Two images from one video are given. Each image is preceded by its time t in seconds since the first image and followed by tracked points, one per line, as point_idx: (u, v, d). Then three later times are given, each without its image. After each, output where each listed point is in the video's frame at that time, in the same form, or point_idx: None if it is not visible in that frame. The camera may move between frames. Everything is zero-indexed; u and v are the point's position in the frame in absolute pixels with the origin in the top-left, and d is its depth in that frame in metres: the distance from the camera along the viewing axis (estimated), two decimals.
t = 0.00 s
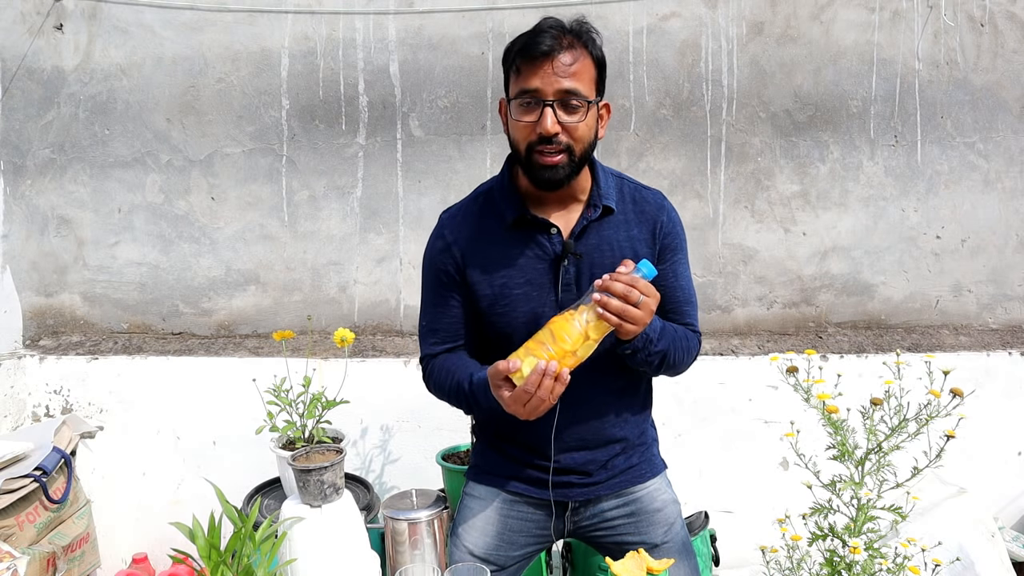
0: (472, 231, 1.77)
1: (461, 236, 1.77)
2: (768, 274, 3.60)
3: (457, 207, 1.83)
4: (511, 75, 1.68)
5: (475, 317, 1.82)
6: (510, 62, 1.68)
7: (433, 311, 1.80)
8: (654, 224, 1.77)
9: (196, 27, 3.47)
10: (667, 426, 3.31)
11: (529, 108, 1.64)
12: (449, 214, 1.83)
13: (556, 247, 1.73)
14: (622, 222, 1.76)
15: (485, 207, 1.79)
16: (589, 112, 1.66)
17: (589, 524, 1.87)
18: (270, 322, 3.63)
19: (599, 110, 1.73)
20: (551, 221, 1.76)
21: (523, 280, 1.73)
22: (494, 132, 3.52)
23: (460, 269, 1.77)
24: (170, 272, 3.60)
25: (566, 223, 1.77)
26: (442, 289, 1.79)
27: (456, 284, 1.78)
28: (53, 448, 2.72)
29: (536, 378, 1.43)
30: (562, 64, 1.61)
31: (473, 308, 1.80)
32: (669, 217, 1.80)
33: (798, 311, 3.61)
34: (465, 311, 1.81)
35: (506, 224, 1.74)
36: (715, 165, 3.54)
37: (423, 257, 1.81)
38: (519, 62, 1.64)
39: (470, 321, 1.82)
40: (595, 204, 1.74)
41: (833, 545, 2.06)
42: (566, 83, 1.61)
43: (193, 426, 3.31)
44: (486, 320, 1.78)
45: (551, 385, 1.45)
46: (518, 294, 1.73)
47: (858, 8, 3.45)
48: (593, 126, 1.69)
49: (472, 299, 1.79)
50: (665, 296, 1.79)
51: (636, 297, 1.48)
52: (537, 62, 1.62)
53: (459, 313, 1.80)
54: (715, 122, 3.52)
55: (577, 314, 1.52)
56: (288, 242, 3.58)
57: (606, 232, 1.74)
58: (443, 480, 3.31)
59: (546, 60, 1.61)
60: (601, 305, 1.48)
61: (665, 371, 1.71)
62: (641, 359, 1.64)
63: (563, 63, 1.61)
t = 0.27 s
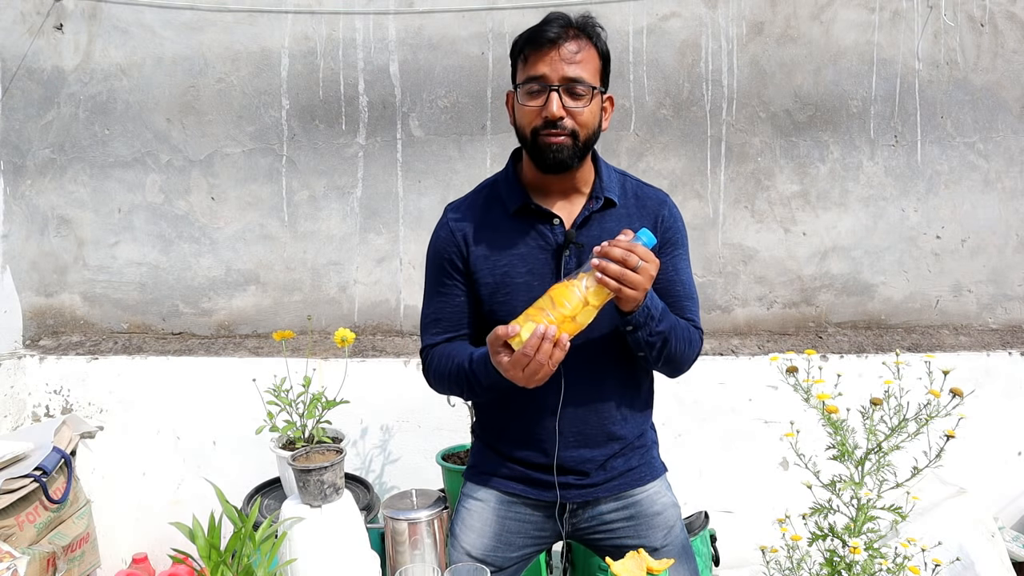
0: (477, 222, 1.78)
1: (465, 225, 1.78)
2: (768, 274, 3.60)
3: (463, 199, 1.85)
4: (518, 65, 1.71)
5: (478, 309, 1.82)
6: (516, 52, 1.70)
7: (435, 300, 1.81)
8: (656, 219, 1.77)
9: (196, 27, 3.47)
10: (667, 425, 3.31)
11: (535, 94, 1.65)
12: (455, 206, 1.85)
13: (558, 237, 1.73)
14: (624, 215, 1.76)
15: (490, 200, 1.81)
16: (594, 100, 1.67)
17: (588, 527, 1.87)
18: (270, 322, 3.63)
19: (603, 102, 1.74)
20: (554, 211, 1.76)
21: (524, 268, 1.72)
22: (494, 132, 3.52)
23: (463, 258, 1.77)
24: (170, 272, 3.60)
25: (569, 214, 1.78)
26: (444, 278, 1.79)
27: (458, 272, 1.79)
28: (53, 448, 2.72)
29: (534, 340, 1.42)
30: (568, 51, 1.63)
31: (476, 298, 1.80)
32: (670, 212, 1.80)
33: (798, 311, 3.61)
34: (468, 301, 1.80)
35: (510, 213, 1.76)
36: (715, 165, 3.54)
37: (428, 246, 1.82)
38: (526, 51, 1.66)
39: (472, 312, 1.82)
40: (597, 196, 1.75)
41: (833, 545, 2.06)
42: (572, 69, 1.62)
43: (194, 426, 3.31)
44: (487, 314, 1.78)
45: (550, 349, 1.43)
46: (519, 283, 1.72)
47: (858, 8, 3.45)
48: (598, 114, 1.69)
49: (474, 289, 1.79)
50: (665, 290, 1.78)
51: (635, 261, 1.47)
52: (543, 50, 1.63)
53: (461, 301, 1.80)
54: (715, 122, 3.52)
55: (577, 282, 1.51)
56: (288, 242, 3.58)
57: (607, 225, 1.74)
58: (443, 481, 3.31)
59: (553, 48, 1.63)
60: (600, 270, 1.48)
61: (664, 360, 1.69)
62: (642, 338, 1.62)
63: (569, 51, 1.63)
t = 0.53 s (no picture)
0: (478, 223, 1.77)
1: (467, 225, 1.78)
2: (768, 274, 3.60)
3: (466, 199, 1.84)
4: (527, 73, 1.69)
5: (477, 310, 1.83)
6: (527, 60, 1.68)
7: (436, 299, 1.81)
8: (658, 225, 1.77)
9: (196, 27, 3.48)
10: (667, 425, 3.31)
11: (541, 107, 1.64)
12: (457, 205, 1.84)
13: (559, 242, 1.73)
14: (626, 220, 1.76)
15: (493, 200, 1.79)
16: (600, 117, 1.66)
17: (586, 526, 1.87)
18: (270, 322, 3.63)
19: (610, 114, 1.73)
20: (556, 216, 1.76)
21: (524, 272, 1.73)
22: (494, 132, 3.52)
23: (464, 259, 1.77)
24: (170, 272, 3.60)
25: (571, 220, 1.78)
26: (445, 278, 1.79)
27: (459, 272, 1.79)
28: (53, 448, 2.72)
29: (521, 339, 1.43)
30: (577, 68, 1.61)
31: (476, 297, 1.80)
32: (673, 218, 1.80)
33: (798, 311, 3.61)
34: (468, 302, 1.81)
35: (511, 215, 1.75)
36: (715, 165, 3.54)
37: (430, 245, 1.82)
38: (535, 62, 1.64)
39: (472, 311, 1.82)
40: (600, 201, 1.74)
41: (833, 545, 2.06)
42: (579, 87, 1.61)
43: (194, 426, 3.31)
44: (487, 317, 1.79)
45: (536, 348, 1.44)
46: (519, 286, 1.73)
47: (858, 8, 3.45)
48: (603, 130, 1.68)
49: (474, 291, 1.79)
50: (665, 296, 1.78)
51: (625, 266, 1.47)
52: (552, 64, 1.62)
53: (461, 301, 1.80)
54: (715, 122, 3.52)
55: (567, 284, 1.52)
56: (289, 242, 3.58)
57: (609, 231, 1.74)
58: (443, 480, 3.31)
59: (562, 62, 1.61)
60: (591, 273, 1.48)
61: (659, 364, 1.68)
62: (633, 343, 1.61)
63: (578, 67, 1.61)
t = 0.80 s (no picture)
0: (477, 226, 1.77)
1: (465, 229, 1.77)
2: (768, 274, 3.60)
3: (464, 202, 1.83)
4: (526, 73, 1.69)
5: (475, 313, 1.82)
6: (526, 59, 1.68)
7: (435, 304, 1.80)
8: (658, 228, 1.77)
9: (196, 27, 3.47)
10: (667, 425, 3.31)
11: (542, 106, 1.64)
12: (455, 208, 1.84)
13: (558, 246, 1.73)
14: (626, 223, 1.76)
15: (491, 202, 1.79)
16: (601, 115, 1.66)
17: (585, 525, 1.87)
18: (270, 322, 3.63)
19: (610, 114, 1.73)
20: (556, 220, 1.76)
21: (523, 276, 1.73)
22: (494, 132, 3.52)
23: (463, 264, 1.77)
24: (170, 272, 3.60)
25: (570, 223, 1.78)
26: (443, 283, 1.79)
27: (458, 277, 1.78)
28: (53, 448, 2.72)
29: (528, 376, 1.44)
30: (577, 66, 1.61)
31: (475, 301, 1.80)
32: (672, 220, 1.80)
33: (798, 311, 3.61)
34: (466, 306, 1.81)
35: (510, 219, 1.75)
36: (715, 165, 3.54)
37: (428, 249, 1.81)
38: (535, 61, 1.64)
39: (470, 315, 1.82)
40: (600, 204, 1.74)
41: (833, 545, 2.06)
42: (580, 85, 1.61)
43: (194, 426, 3.31)
44: (485, 319, 1.79)
45: (544, 384, 1.45)
46: (518, 291, 1.73)
47: (858, 8, 3.45)
48: (604, 129, 1.69)
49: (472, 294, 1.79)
50: (665, 299, 1.79)
51: (631, 298, 1.47)
52: (553, 62, 1.62)
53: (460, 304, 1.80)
54: (715, 122, 3.52)
55: (572, 313, 1.52)
56: (289, 242, 3.58)
57: (609, 234, 1.74)
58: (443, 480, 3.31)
59: (562, 60, 1.61)
60: (597, 305, 1.48)
61: (662, 375, 1.70)
62: (638, 359, 1.63)
63: (579, 65, 1.62)
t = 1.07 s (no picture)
0: (477, 223, 1.77)
1: (465, 225, 1.78)
2: (769, 274, 3.60)
3: (463, 200, 1.85)
4: (527, 60, 1.70)
5: (476, 309, 1.82)
6: (527, 47, 1.70)
7: (434, 301, 1.81)
8: (657, 220, 1.77)
9: (196, 27, 3.47)
10: (667, 425, 3.31)
11: (544, 90, 1.64)
12: (454, 206, 1.84)
13: (559, 238, 1.73)
14: (625, 216, 1.76)
15: (491, 199, 1.81)
16: (602, 101, 1.67)
17: (587, 529, 1.87)
18: (270, 322, 3.63)
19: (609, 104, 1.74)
20: (555, 212, 1.76)
21: (524, 270, 1.72)
22: (494, 132, 3.52)
23: (463, 259, 1.77)
24: (170, 272, 3.60)
25: (570, 215, 1.78)
26: (443, 279, 1.79)
27: (458, 274, 1.78)
28: (53, 448, 2.72)
29: (522, 360, 1.43)
30: (578, 50, 1.63)
31: (475, 298, 1.80)
32: (671, 212, 1.80)
33: (798, 311, 3.61)
34: (466, 302, 1.80)
35: (510, 213, 1.75)
36: (715, 165, 3.54)
37: (427, 246, 1.82)
38: (537, 47, 1.66)
39: (470, 311, 1.82)
40: (599, 196, 1.74)
41: (833, 545, 2.06)
42: (581, 68, 1.63)
43: (194, 426, 3.31)
44: (485, 315, 1.78)
45: (537, 368, 1.44)
46: (519, 285, 1.72)
47: (858, 8, 3.45)
48: (604, 116, 1.69)
49: (472, 291, 1.79)
50: (665, 292, 1.78)
51: (623, 279, 1.47)
52: (554, 47, 1.63)
53: (458, 301, 1.80)
54: (715, 122, 3.52)
55: (564, 297, 1.51)
56: (289, 242, 3.58)
57: (609, 226, 1.74)
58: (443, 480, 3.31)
59: (564, 45, 1.63)
60: (588, 287, 1.47)
61: (662, 365, 1.69)
62: (634, 346, 1.63)
63: (580, 50, 1.63)
